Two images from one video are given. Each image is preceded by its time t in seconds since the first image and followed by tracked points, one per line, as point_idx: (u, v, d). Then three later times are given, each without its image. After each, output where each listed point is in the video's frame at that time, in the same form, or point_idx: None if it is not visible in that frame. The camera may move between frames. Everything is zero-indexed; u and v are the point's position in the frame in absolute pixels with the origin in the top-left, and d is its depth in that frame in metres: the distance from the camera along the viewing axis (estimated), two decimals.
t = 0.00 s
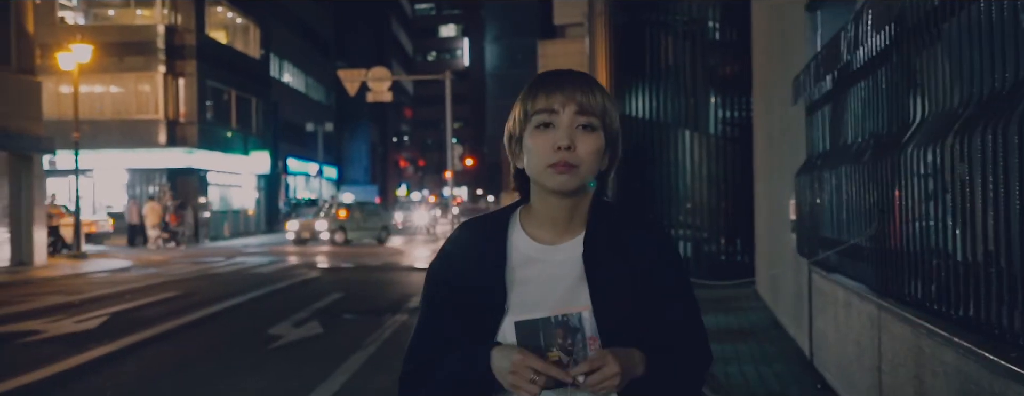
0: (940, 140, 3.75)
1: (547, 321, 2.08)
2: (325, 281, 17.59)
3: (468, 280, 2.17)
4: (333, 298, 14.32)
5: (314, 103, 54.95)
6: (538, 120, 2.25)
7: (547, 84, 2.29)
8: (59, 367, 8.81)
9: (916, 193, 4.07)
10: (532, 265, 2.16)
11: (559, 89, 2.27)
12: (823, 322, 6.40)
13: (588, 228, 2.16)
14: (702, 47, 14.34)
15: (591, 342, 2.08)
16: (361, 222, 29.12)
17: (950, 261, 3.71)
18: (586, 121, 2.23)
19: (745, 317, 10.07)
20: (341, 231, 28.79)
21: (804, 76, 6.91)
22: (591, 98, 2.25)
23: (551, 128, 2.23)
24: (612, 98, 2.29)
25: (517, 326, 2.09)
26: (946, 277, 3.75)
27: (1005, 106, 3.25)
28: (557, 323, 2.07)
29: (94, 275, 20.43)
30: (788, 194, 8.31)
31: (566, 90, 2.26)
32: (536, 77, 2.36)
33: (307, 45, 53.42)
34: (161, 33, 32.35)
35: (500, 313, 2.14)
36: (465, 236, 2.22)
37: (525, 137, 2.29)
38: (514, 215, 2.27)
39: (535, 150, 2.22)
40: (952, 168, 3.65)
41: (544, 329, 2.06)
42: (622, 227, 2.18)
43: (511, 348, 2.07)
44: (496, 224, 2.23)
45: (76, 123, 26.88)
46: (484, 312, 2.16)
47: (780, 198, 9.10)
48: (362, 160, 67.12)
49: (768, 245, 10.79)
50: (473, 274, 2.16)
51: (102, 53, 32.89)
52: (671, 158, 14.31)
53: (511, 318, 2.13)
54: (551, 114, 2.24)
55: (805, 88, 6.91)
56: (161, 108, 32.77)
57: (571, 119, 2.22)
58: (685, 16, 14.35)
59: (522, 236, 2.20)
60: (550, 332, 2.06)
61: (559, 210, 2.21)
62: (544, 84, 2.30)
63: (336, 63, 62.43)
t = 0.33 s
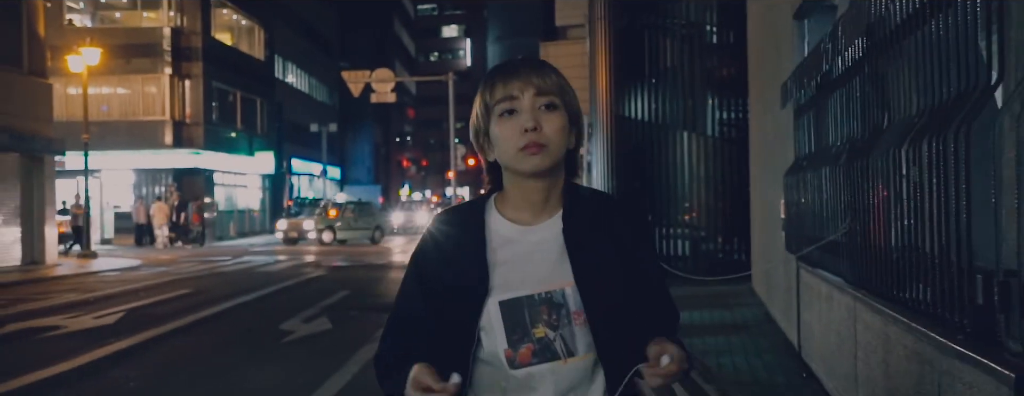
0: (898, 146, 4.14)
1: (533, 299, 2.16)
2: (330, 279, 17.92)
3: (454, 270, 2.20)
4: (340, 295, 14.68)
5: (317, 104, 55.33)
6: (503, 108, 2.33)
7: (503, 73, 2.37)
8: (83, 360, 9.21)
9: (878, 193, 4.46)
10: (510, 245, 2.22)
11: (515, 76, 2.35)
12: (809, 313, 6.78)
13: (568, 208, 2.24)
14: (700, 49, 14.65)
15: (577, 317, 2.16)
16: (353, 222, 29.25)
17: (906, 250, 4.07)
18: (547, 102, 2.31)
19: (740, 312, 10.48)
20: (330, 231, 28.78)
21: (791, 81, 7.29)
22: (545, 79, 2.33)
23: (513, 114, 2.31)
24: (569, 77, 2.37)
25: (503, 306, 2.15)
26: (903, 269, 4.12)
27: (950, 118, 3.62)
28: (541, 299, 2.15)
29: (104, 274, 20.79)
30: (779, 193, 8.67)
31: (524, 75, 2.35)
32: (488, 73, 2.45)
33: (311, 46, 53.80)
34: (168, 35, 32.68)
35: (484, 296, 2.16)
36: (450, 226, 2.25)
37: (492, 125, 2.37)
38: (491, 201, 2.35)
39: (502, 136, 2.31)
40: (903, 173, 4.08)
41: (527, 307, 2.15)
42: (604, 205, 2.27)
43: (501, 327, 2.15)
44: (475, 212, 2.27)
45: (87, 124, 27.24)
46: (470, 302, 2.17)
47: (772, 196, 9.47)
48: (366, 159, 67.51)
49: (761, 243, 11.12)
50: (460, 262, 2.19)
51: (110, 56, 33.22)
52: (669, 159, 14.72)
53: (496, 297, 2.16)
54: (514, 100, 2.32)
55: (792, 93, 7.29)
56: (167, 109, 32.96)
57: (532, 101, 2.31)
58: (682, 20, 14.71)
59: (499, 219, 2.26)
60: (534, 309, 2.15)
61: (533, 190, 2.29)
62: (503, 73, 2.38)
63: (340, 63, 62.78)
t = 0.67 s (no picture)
0: (852, 159, 4.45)
1: (507, 297, 2.32)
2: (337, 277, 18.32)
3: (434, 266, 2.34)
4: (348, 292, 15.07)
5: (322, 104, 55.72)
6: (490, 122, 2.46)
7: (492, 86, 2.49)
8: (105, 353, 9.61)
9: (841, 193, 4.86)
10: (492, 248, 2.36)
11: (503, 91, 2.47)
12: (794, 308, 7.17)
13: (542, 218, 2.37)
14: (699, 53, 14.99)
15: (550, 315, 2.32)
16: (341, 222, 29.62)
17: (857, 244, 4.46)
18: (532, 119, 2.43)
19: (733, 308, 10.89)
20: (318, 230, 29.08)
21: (779, 87, 7.68)
22: (531, 95, 2.45)
23: (499, 128, 2.44)
24: (554, 94, 2.49)
25: (480, 302, 2.30)
26: (858, 272, 4.41)
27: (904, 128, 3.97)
28: (517, 298, 2.31)
29: (114, 272, 21.18)
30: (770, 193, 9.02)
31: (512, 92, 2.46)
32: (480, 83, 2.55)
33: (315, 46, 54.13)
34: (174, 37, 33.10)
35: (465, 292, 2.31)
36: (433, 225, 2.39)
37: (478, 137, 2.50)
38: (472, 207, 2.48)
39: (487, 149, 2.44)
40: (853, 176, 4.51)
41: (504, 305, 2.31)
42: (572, 207, 2.41)
43: (479, 321, 2.30)
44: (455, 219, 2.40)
45: (96, 125, 27.64)
46: (451, 298, 2.32)
47: (765, 197, 9.81)
48: (370, 159, 67.91)
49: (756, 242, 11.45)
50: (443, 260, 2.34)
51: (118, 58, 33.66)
52: (668, 160, 15.10)
53: (475, 294, 2.32)
54: (501, 115, 2.44)
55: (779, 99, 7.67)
56: (173, 110, 33.38)
57: (518, 118, 2.43)
58: (680, 24, 15.07)
59: (482, 223, 2.41)
60: (510, 308, 2.31)
61: (515, 199, 2.43)
62: (493, 86, 2.49)
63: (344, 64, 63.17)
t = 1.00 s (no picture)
0: (827, 162, 4.80)
1: (499, 293, 2.13)
2: (342, 275, 18.59)
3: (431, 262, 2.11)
4: (352, 290, 15.33)
5: (324, 104, 55.95)
6: (496, 120, 2.24)
7: (503, 88, 2.29)
8: (120, 348, 9.91)
9: (814, 194, 5.23)
10: (487, 246, 2.18)
11: (514, 91, 2.27)
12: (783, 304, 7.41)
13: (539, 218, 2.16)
14: (697, 57, 15.32)
15: (538, 313, 2.13)
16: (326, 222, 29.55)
17: (828, 242, 4.81)
18: (537, 120, 2.22)
19: (728, 305, 11.20)
20: (301, 228, 29.02)
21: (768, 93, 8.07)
22: (540, 100, 2.25)
23: (504, 127, 2.22)
24: (565, 103, 2.28)
25: (474, 296, 2.12)
26: (831, 269, 4.75)
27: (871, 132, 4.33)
28: (508, 296, 2.12)
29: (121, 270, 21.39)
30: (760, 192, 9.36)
31: (522, 93, 2.26)
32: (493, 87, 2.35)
33: (318, 46, 54.39)
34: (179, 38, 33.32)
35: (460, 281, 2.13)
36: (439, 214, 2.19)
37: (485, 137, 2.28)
38: (472, 206, 2.27)
39: (491, 147, 2.21)
40: (823, 178, 4.88)
41: (494, 300, 2.12)
42: (575, 214, 2.21)
43: (467, 315, 2.12)
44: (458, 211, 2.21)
45: (103, 125, 27.82)
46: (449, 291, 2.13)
47: (756, 196, 10.13)
48: (372, 159, 68.18)
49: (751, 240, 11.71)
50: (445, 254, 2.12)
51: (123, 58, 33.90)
52: (666, 160, 15.44)
53: (469, 288, 2.13)
54: (507, 114, 2.24)
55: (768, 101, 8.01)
56: (178, 110, 33.67)
57: (524, 119, 2.22)
58: (679, 28, 15.42)
59: (482, 221, 2.21)
60: (500, 304, 2.12)
61: (515, 199, 2.21)
62: (504, 89, 2.28)
63: (346, 64, 63.37)
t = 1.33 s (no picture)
0: (816, 162, 5.00)
1: (509, 282, 2.20)
2: (344, 274, 18.75)
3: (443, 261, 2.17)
4: (354, 288, 15.49)
5: (325, 104, 56.04)
6: (499, 114, 2.29)
7: (506, 82, 2.32)
8: (127, 344, 10.08)
9: (804, 192, 5.44)
10: (496, 238, 2.25)
11: (517, 85, 2.31)
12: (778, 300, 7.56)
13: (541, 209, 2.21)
14: (695, 58, 15.51)
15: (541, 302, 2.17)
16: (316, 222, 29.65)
17: (817, 240, 5.01)
18: (539, 114, 2.26)
19: (725, 303, 11.36)
20: (291, 228, 29.07)
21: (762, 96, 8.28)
22: (543, 95, 2.29)
23: (507, 121, 2.26)
24: (569, 97, 2.33)
25: (487, 283, 2.20)
26: (819, 264, 4.96)
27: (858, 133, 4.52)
28: (514, 285, 2.19)
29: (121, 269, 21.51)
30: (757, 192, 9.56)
31: (524, 88, 2.30)
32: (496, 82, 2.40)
33: (318, 46, 54.50)
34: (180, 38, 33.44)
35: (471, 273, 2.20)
36: (451, 205, 2.23)
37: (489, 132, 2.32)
38: (481, 198, 2.34)
39: (495, 140, 2.25)
40: (813, 177, 5.08)
41: (505, 288, 2.19)
42: (581, 207, 2.22)
43: (477, 303, 2.19)
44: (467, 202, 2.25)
45: (106, 126, 27.92)
46: (460, 286, 2.19)
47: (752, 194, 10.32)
48: (372, 158, 68.30)
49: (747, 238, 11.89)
50: (462, 252, 2.21)
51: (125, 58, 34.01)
52: (664, 160, 15.62)
53: (481, 276, 2.21)
54: (510, 108, 2.27)
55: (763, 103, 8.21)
56: (180, 110, 33.80)
57: (526, 113, 2.26)
58: (677, 30, 15.61)
59: (493, 215, 2.29)
60: (506, 294, 2.19)
61: (521, 193, 2.27)
62: (507, 84, 2.32)
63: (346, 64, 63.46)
